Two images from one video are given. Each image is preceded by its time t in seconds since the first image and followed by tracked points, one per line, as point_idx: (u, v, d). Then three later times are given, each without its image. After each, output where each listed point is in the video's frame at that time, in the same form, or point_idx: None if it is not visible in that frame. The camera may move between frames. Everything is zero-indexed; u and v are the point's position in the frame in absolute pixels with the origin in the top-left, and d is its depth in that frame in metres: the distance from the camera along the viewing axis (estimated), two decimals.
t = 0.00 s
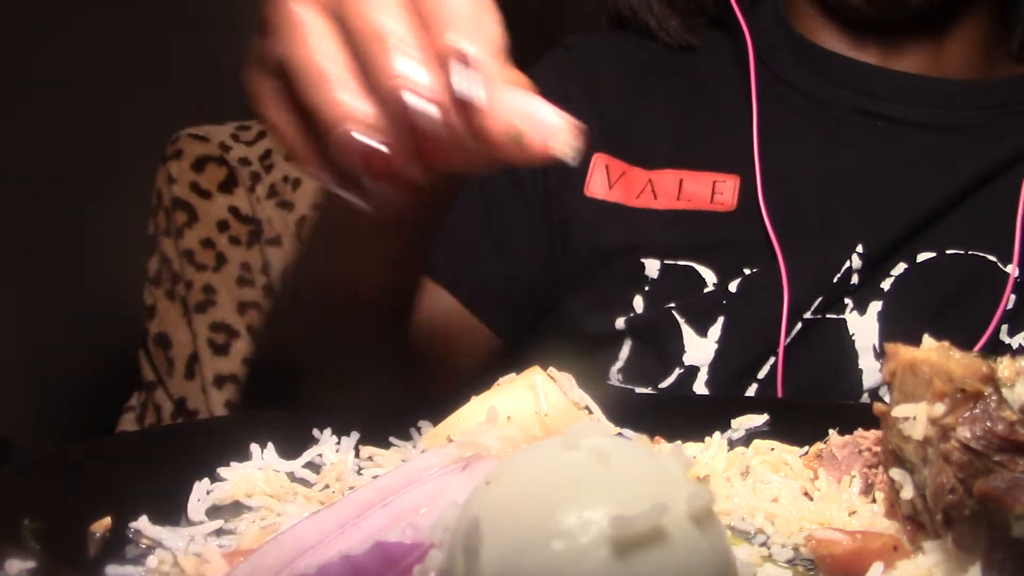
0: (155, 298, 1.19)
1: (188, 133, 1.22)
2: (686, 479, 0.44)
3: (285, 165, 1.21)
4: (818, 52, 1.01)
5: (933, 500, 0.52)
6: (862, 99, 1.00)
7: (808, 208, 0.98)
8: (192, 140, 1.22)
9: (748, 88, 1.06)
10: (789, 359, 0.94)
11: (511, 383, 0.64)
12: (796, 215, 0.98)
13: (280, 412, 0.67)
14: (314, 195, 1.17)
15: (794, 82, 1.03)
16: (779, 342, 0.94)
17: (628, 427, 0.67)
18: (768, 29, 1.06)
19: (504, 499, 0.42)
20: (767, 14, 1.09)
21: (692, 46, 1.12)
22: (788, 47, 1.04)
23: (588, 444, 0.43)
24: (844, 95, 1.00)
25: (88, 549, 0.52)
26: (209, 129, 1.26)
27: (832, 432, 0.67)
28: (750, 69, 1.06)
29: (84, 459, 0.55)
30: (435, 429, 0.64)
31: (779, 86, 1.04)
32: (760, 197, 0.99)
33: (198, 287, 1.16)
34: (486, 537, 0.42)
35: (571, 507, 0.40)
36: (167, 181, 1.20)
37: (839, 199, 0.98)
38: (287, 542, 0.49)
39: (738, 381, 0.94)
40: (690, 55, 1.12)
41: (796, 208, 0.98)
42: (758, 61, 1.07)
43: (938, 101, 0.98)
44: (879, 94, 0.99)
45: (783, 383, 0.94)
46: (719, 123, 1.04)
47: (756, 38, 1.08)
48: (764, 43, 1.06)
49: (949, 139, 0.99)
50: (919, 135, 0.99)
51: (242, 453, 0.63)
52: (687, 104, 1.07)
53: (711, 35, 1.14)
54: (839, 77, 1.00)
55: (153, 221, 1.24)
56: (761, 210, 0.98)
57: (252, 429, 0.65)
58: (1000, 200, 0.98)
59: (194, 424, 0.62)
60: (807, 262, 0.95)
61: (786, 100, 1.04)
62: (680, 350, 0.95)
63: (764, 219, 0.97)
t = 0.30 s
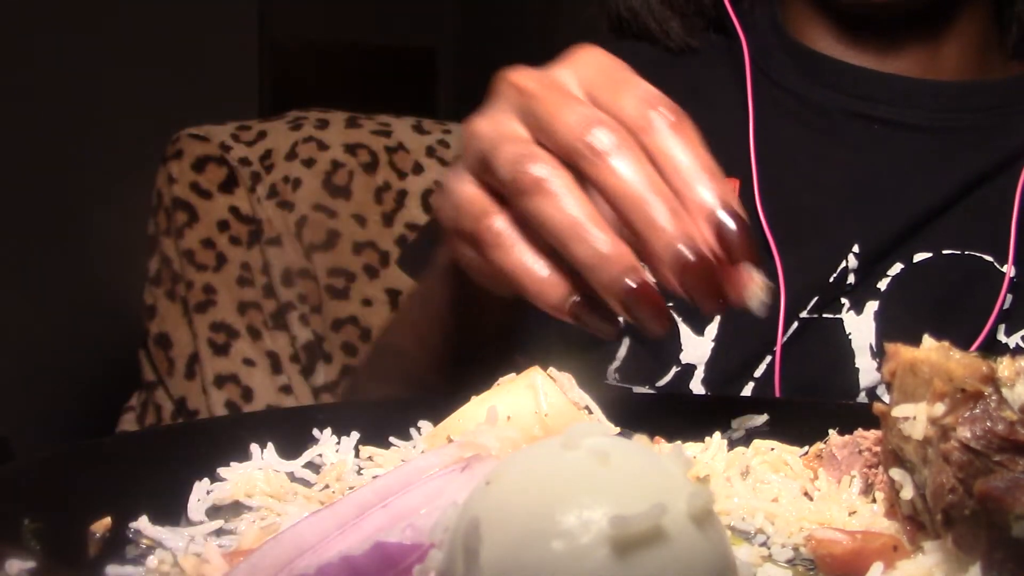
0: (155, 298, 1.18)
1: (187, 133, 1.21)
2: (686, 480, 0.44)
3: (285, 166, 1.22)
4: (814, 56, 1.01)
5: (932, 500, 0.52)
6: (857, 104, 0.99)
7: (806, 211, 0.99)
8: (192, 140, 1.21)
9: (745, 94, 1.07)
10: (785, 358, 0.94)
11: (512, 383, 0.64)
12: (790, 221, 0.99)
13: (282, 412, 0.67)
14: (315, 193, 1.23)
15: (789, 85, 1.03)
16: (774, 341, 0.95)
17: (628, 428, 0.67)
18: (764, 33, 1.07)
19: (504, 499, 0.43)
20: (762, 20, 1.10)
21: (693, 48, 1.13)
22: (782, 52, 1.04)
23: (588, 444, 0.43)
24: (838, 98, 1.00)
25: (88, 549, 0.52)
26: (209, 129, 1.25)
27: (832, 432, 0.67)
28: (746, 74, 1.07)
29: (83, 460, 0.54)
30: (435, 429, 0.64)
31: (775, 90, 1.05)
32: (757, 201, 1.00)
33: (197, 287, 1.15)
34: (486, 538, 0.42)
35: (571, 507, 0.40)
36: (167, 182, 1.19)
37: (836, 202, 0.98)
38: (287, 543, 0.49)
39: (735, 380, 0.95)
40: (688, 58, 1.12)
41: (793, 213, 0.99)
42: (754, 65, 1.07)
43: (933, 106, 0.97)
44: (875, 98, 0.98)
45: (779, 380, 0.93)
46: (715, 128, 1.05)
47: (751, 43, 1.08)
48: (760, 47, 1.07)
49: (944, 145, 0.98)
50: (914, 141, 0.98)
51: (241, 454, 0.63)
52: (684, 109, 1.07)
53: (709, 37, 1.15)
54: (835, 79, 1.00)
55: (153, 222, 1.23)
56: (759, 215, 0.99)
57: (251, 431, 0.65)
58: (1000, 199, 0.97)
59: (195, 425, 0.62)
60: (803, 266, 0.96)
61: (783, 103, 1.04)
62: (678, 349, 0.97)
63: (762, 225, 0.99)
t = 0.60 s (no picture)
0: (155, 298, 1.18)
1: (188, 133, 1.20)
2: (686, 480, 0.44)
3: (285, 166, 1.22)
4: (817, 58, 1.01)
5: (932, 500, 0.52)
6: (858, 106, 0.99)
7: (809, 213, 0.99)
8: (193, 140, 1.20)
9: (750, 96, 1.07)
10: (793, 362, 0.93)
11: (511, 384, 0.64)
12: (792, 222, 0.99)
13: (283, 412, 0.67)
14: (316, 194, 1.23)
15: (791, 87, 1.03)
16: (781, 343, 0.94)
17: (627, 428, 0.67)
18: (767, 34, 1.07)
19: (504, 498, 0.43)
20: (766, 21, 1.10)
21: (698, 49, 1.12)
22: (786, 54, 1.05)
23: (588, 444, 0.43)
24: (840, 100, 1.00)
25: (88, 548, 0.52)
26: (209, 129, 1.24)
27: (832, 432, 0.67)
28: (753, 76, 1.07)
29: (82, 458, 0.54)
30: (434, 429, 0.64)
31: (778, 91, 1.05)
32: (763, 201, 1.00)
33: (198, 287, 1.15)
34: (485, 538, 0.42)
35: (570, 507, 0.40)
36: (167, 182, 1.18)
37: (839, 203, 0.98)
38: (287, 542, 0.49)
39: (739, 386, 0.94)
40: (692, 59, 1.12)
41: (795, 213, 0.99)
42: (758, 66, 1.07)
43: (933, 110, 0.97)
44: (877, 101, 0.98)
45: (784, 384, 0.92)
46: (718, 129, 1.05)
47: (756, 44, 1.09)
48: (763, 48, 1.07)
49: (945, 147, 0.98)
50: (916, 143, 0.98)
51: (241, 455, 0.63)
52: (688, 109, 1.07)
53: (713, 38, 1.15)
54: (836, 81, 1.00)
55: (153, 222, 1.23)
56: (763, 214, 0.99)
57: (251, 432, 0.65)
58: (997, 204, 0.98)
59: (196, 424, 0.62)
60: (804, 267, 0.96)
61: (786, 105, 1.04)
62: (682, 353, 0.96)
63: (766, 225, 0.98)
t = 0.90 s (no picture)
0: (155, 298, 1.18)
1: (188, 133, 1.20)
2: (685, 480, 0.44)
3: (285, 166, 1.22)
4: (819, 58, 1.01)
5: (932, 500, 0.52)
6: (861, 106, 0.98)
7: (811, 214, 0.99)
8: (192, 139, 1.20)
9: (752, 95, 1.06)
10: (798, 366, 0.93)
11: (512, 383, 0.64)
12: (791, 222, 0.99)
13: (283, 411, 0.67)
14: (317, 194, 1.23)
15: (793, 86, 1.03)
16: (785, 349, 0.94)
17: (628, 428, 0.67)
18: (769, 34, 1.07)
19: (503, 498, 0.43)
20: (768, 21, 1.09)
21: (700, 47, 1.13)
22: (787, 53, 1.04)
23: (588, 444, 0.43)
24: (842, 99, 0.99)
25: (88, 549, 0.52)
26: (209, 128, 1.24)
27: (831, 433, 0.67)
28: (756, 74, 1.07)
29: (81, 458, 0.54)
30: (434, 429, 0.64)
31: (780, 91, 1.04)
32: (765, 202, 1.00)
33: (197, 287, 1.15)
34: (486, 538, 0.42)
35: (570, 507, 0.40)
36: (167, 182, 1.18)
37: (841, 203, 0.98)
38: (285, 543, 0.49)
39: (742, 389, 0.94)
40: (695, 58, 1.12)
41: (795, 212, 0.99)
42: (761, 65, 1.07)
43: (935, 111, 0.97)
44: (880, 101, 0.98)
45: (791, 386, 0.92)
46: (719, 129, 1.05)
47: (760, 43, 1.08)
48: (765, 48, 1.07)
49: (948, 148, 0.98)
50: (917, 145, 0.98)
51: (242, 454, 0.63)
52: (689, 109, 1.07)
53: (715, 36, 1.15)
54: (838, 80, 1.00)
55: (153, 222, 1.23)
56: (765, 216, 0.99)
57: (252, 432, 0.65)
58: (996, 205, 0.98)
59: (195, 425, 0.62)
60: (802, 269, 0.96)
61: (787, 104, 1.04)
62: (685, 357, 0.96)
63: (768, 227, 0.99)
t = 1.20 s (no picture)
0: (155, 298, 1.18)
1: (187, 132, 1.20)
2: (685, 480, 0.44)
3: (285, 166, 1.22)
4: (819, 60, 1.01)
5: (932, 500, 0.52)
6: (862, 107, 0.99)
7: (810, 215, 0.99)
8: (192, 139, 1.20)
9: (751, 96, 1.06)
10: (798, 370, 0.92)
11: (512, 383, 0.64)
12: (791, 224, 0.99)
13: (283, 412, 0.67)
14: (316, 194, 1.23)
15: (793, 88, 1.03)
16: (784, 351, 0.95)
17: (630, 429, 0.67)
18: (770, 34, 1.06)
19: (503, 498, 0.43)
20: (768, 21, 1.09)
21: (700, 48, 1.13)
22: (788, 55, 1.04)
23: (588, 444, 0.43)
24: (843, 101, 0.99)
25: (88, 549, 0.52)
26: (209, 128, 1.24)
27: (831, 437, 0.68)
28: (755, 75, 1.06)
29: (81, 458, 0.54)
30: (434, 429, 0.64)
31: (781, 93, 1.04)
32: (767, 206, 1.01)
33: (197, 287, 1.15)
34: (486, 538, 0.42)
35: (570, 507, 0.40)
36: (167, 182, 1.18)
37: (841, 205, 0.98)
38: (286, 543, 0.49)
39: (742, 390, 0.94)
40: (694, 58, 1.12)
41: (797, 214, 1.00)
42: (761, 67, 1.07)
43: (937, 113, 0.97)
44: (880, 103, 0.98)
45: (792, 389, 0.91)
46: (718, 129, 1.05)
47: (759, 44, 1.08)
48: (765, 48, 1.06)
49: (949, 149, 0.98)
50: (919, 146, 0.98)
51: (242, 454, 0.63)
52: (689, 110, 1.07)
53: (715, 37, 1.15)
54: (838, 82, 1.00)
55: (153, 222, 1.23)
56: (767, 219, 1.00)
57: (253, 432, 0.65)
58: (998, 205, 0.98)
59: (195, 425, 0.62)
60: (804, 271, 0.97)
61: (787, 106, 1.04)
62: (686, 359, 0.96)
63: (769, 229, 0.99)
